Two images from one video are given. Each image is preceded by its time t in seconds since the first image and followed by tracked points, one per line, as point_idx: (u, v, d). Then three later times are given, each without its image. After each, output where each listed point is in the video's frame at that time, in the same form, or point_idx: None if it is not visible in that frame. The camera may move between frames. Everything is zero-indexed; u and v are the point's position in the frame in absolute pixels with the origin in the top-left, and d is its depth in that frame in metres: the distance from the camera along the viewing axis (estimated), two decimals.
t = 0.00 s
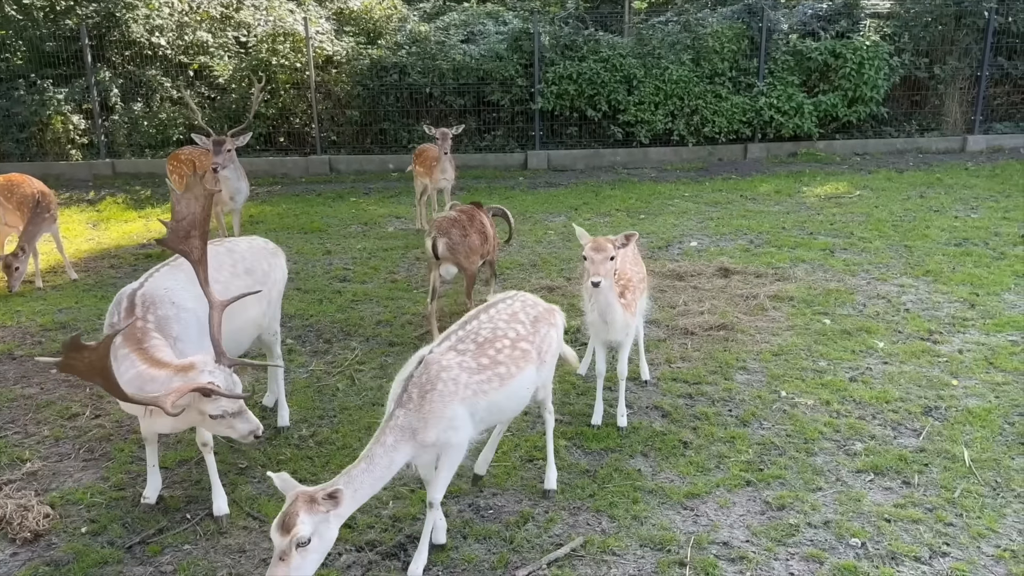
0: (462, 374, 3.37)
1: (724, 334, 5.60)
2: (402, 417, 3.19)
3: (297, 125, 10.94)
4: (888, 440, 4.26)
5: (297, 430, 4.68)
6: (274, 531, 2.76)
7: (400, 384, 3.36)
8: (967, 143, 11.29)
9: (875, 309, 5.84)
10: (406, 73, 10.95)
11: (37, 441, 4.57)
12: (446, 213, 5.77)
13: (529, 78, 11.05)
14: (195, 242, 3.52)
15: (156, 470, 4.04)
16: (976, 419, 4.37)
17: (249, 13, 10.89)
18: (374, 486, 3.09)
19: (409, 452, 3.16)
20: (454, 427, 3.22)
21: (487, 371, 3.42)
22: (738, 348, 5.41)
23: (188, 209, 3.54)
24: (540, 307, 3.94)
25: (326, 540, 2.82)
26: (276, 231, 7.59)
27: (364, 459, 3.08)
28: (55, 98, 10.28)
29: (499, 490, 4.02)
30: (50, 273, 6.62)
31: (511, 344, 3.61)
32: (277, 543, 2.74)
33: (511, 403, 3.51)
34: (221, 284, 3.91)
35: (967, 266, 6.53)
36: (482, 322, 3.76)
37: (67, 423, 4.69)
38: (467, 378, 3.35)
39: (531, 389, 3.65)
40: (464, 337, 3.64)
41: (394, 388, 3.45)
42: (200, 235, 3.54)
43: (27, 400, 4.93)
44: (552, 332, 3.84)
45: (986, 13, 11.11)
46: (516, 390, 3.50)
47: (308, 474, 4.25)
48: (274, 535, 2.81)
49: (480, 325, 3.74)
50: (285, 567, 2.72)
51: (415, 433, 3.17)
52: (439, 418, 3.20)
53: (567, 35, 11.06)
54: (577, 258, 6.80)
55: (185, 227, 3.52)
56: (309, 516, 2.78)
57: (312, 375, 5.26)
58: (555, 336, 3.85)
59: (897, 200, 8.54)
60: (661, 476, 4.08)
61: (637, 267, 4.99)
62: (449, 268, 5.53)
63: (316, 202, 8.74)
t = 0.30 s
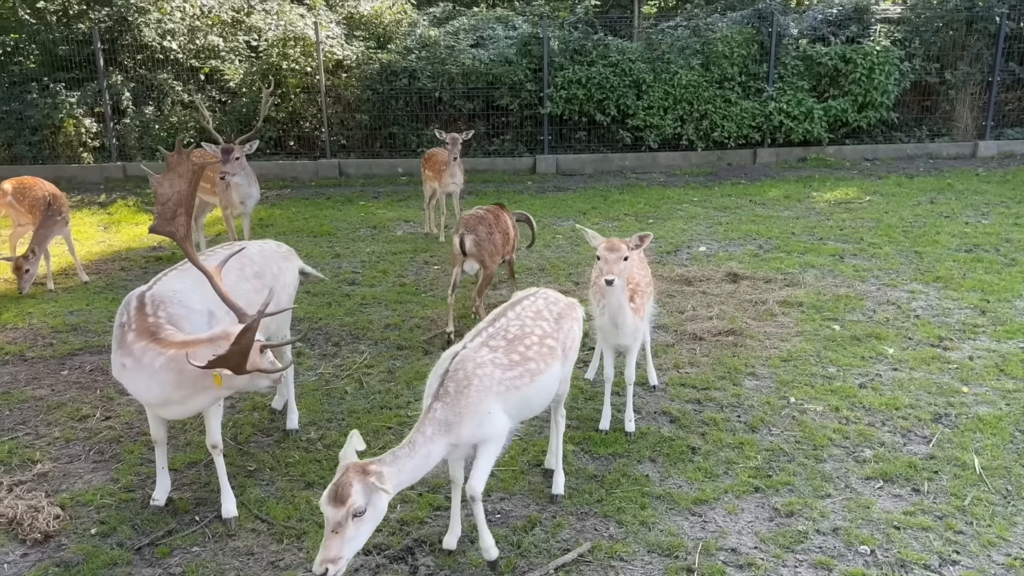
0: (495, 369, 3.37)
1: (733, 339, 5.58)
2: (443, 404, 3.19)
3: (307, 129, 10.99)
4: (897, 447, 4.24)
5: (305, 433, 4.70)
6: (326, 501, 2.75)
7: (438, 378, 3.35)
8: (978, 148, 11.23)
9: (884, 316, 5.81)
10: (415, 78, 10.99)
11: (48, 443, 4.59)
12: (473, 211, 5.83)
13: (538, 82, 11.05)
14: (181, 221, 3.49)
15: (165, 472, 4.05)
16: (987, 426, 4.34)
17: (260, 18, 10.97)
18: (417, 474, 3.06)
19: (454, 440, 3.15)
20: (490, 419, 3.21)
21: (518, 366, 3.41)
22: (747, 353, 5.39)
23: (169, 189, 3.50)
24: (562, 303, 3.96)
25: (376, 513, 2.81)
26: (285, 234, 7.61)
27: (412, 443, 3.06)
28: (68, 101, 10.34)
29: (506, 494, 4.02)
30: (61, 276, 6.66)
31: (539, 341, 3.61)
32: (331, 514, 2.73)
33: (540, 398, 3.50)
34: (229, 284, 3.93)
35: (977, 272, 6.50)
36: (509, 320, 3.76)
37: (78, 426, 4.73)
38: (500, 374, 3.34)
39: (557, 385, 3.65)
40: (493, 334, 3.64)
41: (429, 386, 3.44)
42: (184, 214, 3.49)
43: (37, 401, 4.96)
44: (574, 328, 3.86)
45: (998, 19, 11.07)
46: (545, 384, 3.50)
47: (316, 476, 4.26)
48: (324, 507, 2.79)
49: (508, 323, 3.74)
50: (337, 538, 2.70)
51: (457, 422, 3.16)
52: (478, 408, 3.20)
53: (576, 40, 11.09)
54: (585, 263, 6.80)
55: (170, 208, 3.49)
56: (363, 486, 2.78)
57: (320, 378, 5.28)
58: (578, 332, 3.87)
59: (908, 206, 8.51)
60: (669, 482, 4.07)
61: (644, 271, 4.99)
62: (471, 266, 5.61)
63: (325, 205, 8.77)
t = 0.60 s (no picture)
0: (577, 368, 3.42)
1: (772, 353, 5.50)
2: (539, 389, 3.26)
3: (347, 140, 11.11)
4: (942, 465, 4.13)
5: (342, 441, 4.73)
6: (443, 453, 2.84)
7: (525, 372, 3.41)
8: None
9: (928, 331, 5.69)
10: (454, 90, 11.07)
11: (93, 446, 4.68)
12: (521, 217, 5.94)
13: (576, 94, 11.07)
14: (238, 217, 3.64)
15: (206, 478, 4.11)
16: None
17: (302, 31, 11.18)
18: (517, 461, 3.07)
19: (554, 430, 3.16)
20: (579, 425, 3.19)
21: (596, 369, 3.46)
22: (787, 368, 5.30)
23: (226, 189, 3.69)
24: (623, 315, 4.01)
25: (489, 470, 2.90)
26: (324, 243, 7.70)
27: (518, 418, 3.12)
28: (116, 112, 10.60)
29: (541, 506, 4.00)
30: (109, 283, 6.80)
31: (610, 347, 3.64)
32: (452, 463, 2.82)
33: (613, 406, 3.51)
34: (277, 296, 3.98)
35: None
36: (579, 327, 3.79)
37: (122, 431, 4.83)
38: (582, 378, 3.35)
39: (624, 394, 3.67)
40: (567, 339, 3.67)
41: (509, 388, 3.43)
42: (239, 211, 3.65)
43: (84, 405, 5.07)
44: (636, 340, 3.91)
45: None
46: (618, 392, 3.53)
47: (353, 484, 4.29)
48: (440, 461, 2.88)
49: (579, 329, 3.77)
50: (460, 488, 2.79)
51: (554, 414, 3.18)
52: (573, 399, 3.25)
53: (614, 52, 11.10)
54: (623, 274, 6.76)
55: (227, 206, 3.63)
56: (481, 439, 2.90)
57: (358, 386, 5.32)
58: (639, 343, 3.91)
59: (952, 219, 8.33)
60: (707, 497, 4.01)
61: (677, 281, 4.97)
62: (518, 271, 5.74)
63: (363, 216, 8.86)
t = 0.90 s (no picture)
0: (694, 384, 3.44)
1: (852, 381, 5.33)
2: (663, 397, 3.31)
3: (421, 160, 11.34)
4: None
5: (413, 457, 4.77)
6: (582, 429, 2.95)
7: (641, 381, 3.45)
8: None
9: (1020, 360, 5.42)
10: (525, 110, 11.14)
11: (176, 456, 4.85)
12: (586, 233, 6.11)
13: (648, 113, 11.03)
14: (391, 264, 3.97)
15: (284, 490, 4.20)
16: None
17: (380, 54, 11.41)
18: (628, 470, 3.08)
19: (675, 431, 3.17)
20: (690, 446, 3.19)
21: (711, 391, 3.43)
22: (868, 396, 5.12)
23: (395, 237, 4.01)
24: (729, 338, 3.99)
25: (624, 452, 2.99)
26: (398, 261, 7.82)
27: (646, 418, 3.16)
28: (202, 133, 11.04)
29: (611, 531, 3.96)
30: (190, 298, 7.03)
31: (723, 368, 3.64)
32: (592, 442, 2.93)
33: (722, 430, 3.48)
34: (360, 312, 4.08)
35: None
36: (690, 345, 3.77)
37: (203, 441, 4.98)
38: (696, 398, 3.35)
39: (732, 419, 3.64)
40: (680, 356, 3.66)
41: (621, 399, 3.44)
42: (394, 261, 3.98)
43: (168, 416, 5.25)
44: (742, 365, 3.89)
45: None
46: (729, 416, 3.51)
47: (423, 500, 4.32)
48: (576, 438, 2.98)
49: (690, 348, 3.75)
50: (601, 465, 2.91)
51: (675, 419, 3.21)
52: (692, 412, 3.27)
53: (688, 71, 11.01)
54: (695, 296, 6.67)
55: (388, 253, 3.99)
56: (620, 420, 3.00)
57: (428, 404, 5.36)
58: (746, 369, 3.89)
59: None
60: (782, 527, 3.89)
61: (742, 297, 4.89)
62: (595, 279, 5.76)
63: (434, 234, 8.98)
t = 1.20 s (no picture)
0: (838, 419, 3.46)
1: (988, 423, 5.04)
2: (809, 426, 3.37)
3: (530, 187, 11.51)
4: None
5: (526, 482, 4.81)
6: (737, 428, 3.11)
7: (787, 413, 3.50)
8: None
9: None
10: (636, 137, 11.19)
11: (302, 470, 5.07)
12: (705, 255, 6.05)
13: (764, 139, 10.83)
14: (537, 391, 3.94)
15: (405, 508, 4.33)
16: None
17: (494, 85, 11.66)
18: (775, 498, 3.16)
19: (822, 461, 3.23)
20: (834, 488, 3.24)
21: (857, 428, 3.47)
22: (1007, 440, 4.83)
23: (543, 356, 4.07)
24: (869, 373, 3.93)
25: (778, 453, 3.12)
26: (508, 287, 7.95)
27: (796, 440, 3.24)
28: (326, 162, 11.55)
29: (730, 569, 3.88)
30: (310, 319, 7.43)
31: (868, 407, 3.62)
32: (747, 442, 3.08)
33: (864, 471, 3.50)
34: (487, 340, 4.28)
35: None
36: (833, 379, 3.74)
37: (327, 458, 5.20)
38: (842, 437, 3.39)
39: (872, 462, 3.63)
40: (823, 390, 3.65)
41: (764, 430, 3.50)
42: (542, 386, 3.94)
43: (294, 432, 5.52)
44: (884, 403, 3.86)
45: None
46: (873, 458, 3.52)
47: (537, 526, 4.34)
48: (730, 438, 3.13)
49: (833, 382, 3.74)
50: (760, 462, 3.05)
51: (823, 456, 3.26)
52: (839, 451, 3.32)
53: (807, 96, 10.78)
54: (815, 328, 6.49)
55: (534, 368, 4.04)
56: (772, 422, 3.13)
57: (541, 429, 5.41)
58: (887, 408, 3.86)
59: None
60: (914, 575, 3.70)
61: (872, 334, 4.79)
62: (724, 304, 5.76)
63: (543, 260, 9.10)
